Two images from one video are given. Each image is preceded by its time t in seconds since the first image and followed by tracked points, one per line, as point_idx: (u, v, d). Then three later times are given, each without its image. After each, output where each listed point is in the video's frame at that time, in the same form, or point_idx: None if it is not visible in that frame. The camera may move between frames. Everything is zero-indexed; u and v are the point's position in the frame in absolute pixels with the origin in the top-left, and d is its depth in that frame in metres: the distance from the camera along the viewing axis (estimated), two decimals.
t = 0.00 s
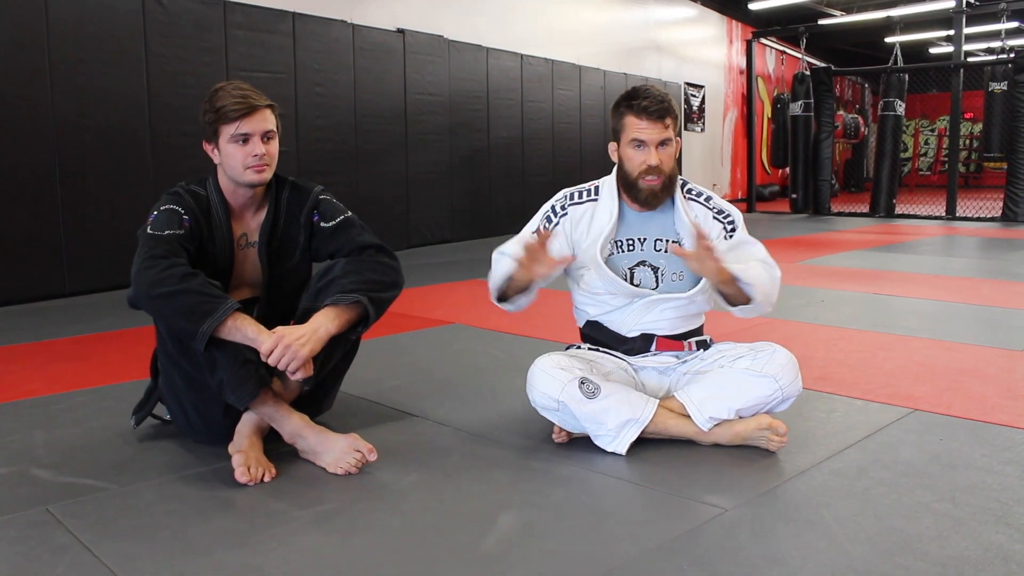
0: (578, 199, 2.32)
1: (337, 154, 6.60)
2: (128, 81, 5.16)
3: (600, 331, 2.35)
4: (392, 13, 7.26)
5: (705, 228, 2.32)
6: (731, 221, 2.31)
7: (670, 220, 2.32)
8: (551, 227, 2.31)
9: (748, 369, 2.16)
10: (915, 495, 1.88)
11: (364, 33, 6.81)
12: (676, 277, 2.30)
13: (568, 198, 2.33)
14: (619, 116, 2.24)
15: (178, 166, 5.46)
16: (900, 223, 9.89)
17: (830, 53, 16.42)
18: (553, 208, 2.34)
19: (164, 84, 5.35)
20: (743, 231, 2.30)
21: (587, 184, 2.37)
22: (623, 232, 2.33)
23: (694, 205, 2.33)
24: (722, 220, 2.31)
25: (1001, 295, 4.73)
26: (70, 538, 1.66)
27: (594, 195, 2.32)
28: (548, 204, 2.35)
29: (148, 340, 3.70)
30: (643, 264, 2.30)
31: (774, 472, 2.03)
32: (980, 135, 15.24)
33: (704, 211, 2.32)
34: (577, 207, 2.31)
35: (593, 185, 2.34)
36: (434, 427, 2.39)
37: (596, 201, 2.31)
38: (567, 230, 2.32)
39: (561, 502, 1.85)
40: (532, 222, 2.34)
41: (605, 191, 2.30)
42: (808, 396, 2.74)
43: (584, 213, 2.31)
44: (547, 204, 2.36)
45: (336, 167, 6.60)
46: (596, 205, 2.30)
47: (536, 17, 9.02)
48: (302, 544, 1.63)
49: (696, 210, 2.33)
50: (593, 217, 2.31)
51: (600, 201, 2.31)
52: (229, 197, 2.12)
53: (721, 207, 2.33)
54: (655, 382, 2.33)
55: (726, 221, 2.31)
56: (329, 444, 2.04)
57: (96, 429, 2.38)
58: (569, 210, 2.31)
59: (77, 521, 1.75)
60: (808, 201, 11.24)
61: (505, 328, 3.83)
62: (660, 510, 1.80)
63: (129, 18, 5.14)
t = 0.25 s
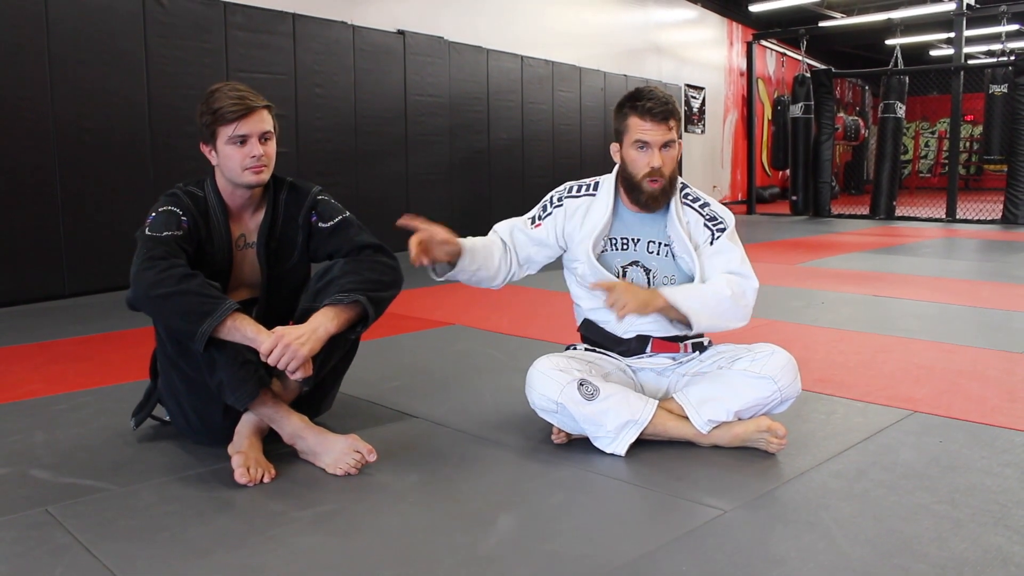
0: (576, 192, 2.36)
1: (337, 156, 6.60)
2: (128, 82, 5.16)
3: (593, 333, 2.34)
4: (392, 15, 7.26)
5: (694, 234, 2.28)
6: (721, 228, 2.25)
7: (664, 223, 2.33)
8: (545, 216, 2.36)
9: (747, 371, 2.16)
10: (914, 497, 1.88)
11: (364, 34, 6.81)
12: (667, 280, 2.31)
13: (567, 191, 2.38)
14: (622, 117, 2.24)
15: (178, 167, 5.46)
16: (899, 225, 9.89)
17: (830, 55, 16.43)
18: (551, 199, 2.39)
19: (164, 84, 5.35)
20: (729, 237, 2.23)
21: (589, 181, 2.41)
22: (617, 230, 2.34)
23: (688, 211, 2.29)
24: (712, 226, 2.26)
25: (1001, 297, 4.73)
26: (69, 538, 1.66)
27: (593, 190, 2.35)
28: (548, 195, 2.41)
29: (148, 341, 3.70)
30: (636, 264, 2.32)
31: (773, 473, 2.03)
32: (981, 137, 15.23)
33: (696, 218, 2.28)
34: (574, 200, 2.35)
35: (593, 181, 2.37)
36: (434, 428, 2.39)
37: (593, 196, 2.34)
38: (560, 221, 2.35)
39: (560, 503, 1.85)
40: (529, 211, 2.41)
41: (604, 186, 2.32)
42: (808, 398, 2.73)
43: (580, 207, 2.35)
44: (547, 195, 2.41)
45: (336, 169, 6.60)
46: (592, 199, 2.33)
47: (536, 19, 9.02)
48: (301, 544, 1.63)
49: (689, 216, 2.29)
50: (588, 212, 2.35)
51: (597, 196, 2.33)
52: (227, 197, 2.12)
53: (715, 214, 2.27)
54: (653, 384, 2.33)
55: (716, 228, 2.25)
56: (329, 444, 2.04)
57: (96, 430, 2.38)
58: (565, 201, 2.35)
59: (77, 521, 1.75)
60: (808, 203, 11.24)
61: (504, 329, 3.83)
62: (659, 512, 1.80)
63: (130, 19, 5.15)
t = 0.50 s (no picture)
0: (573, 198, 2.36)
1: (337, 157, 6.61)
2: (128, 82, 5.16)
3: (595, 335, 2.35)
4: (392, 16, 7.27)
5: (695, 233, 2.28)
6: (721, 226, 2.25)
7: (663, 225, 2.32)
8: (542, 224, 2.35)
9: (746, 372, 2.16)
10: (914, 498, 1.88)
11: (364, 34, 6.81)
12: (669, 281, 2.31)
13: (564, 197, 2.37)
14: (621, 119, 2.24)
15: (177, 167, 5.46)
16: (899, 226, 9.89)
17: (830, 56, 16.43)
18: (548, 205, 2.38)
19: (164, 85, 5.35)
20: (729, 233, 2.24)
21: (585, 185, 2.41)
22: (615, 233, 2.33)
23: (688, 211, 2.29)
24: (712, 225, 2.26)
25: (1000, 298, 4.73)
26: (68, 538, 1.66)
27: (590, 195, 2.35)
28: (545, 202, 2.40)
29: (147, 341, 3.70)
30: (636, 267, 2.31)
31: (773, 474, 2.03)
32: (980, 138, 15.24)
33: (696, 217, 2.27)
34: (572, 206, 2.34)
35: (591, 186, 2.37)
36: (433, 428, 2.39)
37: (591, 201, 2.34)
38: (558, 228, 2.34)
39: (559, 503, 1.85)
40: (527, 219, 2.39)
41: (602, 191, 2.33)
42: (807, 398, 2.74)
43: (579, 212, 2.34)
44: (544, 201, 2.40)
45: (336, 169, 6.60)
46: (591, 204, 2.33)
47: (536, 19, 9.03)
48: (301, 544, 1.64)
49: (689, 216, 2.29)
50: (587, 216, 2.34)
51: (595, 201, 2.33)
52: (225, 199, 2.12)
53: (714, 212, 2.27)
54: (653, 385, 2.33)
55: (716, 227, 2.25)
56: (328, 445, 2.04)
57: (95, 430, 2.38)
58: (563, 208, 2.34)
59: (77, 521, 1.75)
60: (808, 204, 11.23)
61: (504, 329, 3.83)
62: (659, 512, 1.80)
63: (129, 19, 5.15)
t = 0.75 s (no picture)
0: (576, 196, 2.36)
1: (337, 157, 6.61)
2: (128, 82, 5.16)
3: (596, 333, 2.35)
4: (392, 16, 7.27)
5: (702, 231, 2.29)
6: (728, 226, 2.27)
7: (666, 223, 2.32)
8: (545, 222, 2.34)
9: (747, 372, 2.16)
10: (914, 498, 1.88)
11: (364, 35, 6.81)
12: (672, 279, 2.31)
13: (566, 196, 2.38)
14: (622, 113, 2.25)
15: (177, 167, 5.46)
16: (899, 227, 9.88)
17: (830, 57, 16.44)
18: (551, 204, 2.38)
19: (164, 85, 5.35)
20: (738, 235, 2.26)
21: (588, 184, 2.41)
22: (617, 232, 2.33)
23: (692, 209, 2.31)
24: (718, 224, 2.28)
25: (1000, 299, 4.73)
26: (68, 538, 1.66)
27: (593, 193, 2.35)
28: (547, 200, 2.40)
29: (147, 342, 3.70)
30: (639, 265, 2.31)
31: (773, 474, 2.03)
32: (980, 139, 15.25)
33: (701, 215, 2.29)
34: (574, 204, 2.35)
35: (593, 185, 2.37)
36: (433, 429, 2.39)
37: (594, 199, 2.35)
38: (561, 226, 2.34)
39: (559, 504, 1.86)
40: (528, 216, 2.38)
41: (604, 189, 2.33)
42: (807, 399, 2.74)
43: (581, 210, 2.34)
44: (546, 200, 2.40)
45: (336, 169, 6.60)
46: (593, 202, 2.34)
47: (536, 20, 9.03)
48: (301, 544, 1.64)
49: (694, 214, 2.30)
50: (589, 215, 2.34)
51: (598, 199, 2.34)
52: (226, 198, 2.12)
53: (719, 211, 2.30)
54: (653, 386, 2.33)
55: (723, 225, 2.27)
56: (328, 445, 2.04)
57: (95, 431, 2.38)
58: (566, 206, 2.35)
59: (76, 521, 1.75)
60: (808, 204, 11.22)
61: (504, 330, 3.83)
62: (659, 512, 1.80)
63: (129, 19, 5.15)
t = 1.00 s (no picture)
0: (583, 197, 2.34)
1: (337, 157, 6.61)
2: (128, 81, 5.16)
3: (600, 332, 2.35)
4: (392, 15, 7.27)
5: (709, 232, 2.32)
6: (734, 227, 2.30)
7: (672, 223, 2.32)
8: (553, 223, 2.32)
9: (747, 372, 2.16)
10: (913, 498, 1.88)
11: (364, 34, 6.81)
12: (677, 279, 2.31)
13: (573, 196, 2.35)
14: (627, 113, 2.25)
15: (177, 167, 5.46)
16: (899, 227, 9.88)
17: (830, 57, 16.44)
18: (557, 205, 2.36)
19: (164, 84, 5.35)
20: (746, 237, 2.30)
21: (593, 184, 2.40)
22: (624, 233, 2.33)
23: (698, 209, 2.33)
24: (724, 224, 2.30)
25: (1000, 299, 4.73)
26: (67, 537, 1.66)
27: (599, 194, 2.34)
28: (553, 201, 2.37)
29: (146, 341, 3.70)
30: (644, 265, 2.31)
31: (772, 474, 2.03)
32: (980, 139, 15.25)
33: (707, 215, 2.32)
34: (582, 205, 2.33)
35: (599, 185, 2.36)
36: (433, 428, 2.39)
37: (601, 200, 2.34)
38: (570, 227, 2.33)
39: (558, 503, 1.85)
40: (534, 217, 2.36)
41: (610, 191, 2.34)
42: (807, 399, 2.74)
43: (589, 211, 2.32)
44: (552, 200, 2.38)
45: (336, 168, 6.60)
46: (600, 203, 2.33)
47: (536, 20, 9.03)
48: (301, 544, 1.64)
49: (699, 214, 2.32)
50: (597, 216, 2.33)
51: (605, 199, 2.33)
52: (225, 197, 2.12)
53: (724, 211, 2.32)
54: (653, 385, 2.34)
55: (729, 226, 2.30)
56: (328, 444, 2.04)
57: (95, 430, 2.37)
58: (573, 207, 2.33)
59: (76, 521, 1.74)
60: (808, 204, 11.21)
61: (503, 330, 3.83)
62: (658, 512, 1.80)
63: (129, 18, 5.15)
